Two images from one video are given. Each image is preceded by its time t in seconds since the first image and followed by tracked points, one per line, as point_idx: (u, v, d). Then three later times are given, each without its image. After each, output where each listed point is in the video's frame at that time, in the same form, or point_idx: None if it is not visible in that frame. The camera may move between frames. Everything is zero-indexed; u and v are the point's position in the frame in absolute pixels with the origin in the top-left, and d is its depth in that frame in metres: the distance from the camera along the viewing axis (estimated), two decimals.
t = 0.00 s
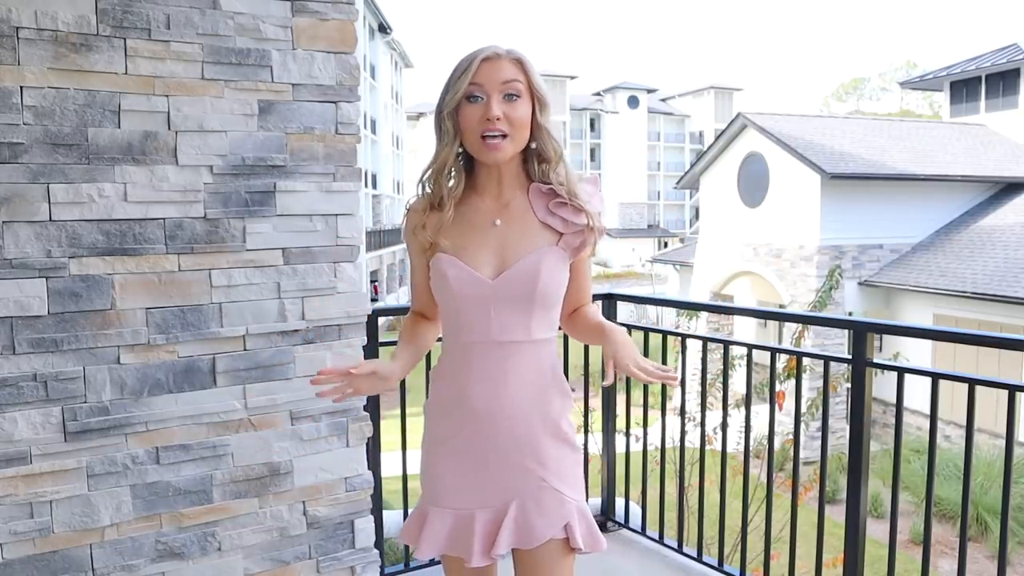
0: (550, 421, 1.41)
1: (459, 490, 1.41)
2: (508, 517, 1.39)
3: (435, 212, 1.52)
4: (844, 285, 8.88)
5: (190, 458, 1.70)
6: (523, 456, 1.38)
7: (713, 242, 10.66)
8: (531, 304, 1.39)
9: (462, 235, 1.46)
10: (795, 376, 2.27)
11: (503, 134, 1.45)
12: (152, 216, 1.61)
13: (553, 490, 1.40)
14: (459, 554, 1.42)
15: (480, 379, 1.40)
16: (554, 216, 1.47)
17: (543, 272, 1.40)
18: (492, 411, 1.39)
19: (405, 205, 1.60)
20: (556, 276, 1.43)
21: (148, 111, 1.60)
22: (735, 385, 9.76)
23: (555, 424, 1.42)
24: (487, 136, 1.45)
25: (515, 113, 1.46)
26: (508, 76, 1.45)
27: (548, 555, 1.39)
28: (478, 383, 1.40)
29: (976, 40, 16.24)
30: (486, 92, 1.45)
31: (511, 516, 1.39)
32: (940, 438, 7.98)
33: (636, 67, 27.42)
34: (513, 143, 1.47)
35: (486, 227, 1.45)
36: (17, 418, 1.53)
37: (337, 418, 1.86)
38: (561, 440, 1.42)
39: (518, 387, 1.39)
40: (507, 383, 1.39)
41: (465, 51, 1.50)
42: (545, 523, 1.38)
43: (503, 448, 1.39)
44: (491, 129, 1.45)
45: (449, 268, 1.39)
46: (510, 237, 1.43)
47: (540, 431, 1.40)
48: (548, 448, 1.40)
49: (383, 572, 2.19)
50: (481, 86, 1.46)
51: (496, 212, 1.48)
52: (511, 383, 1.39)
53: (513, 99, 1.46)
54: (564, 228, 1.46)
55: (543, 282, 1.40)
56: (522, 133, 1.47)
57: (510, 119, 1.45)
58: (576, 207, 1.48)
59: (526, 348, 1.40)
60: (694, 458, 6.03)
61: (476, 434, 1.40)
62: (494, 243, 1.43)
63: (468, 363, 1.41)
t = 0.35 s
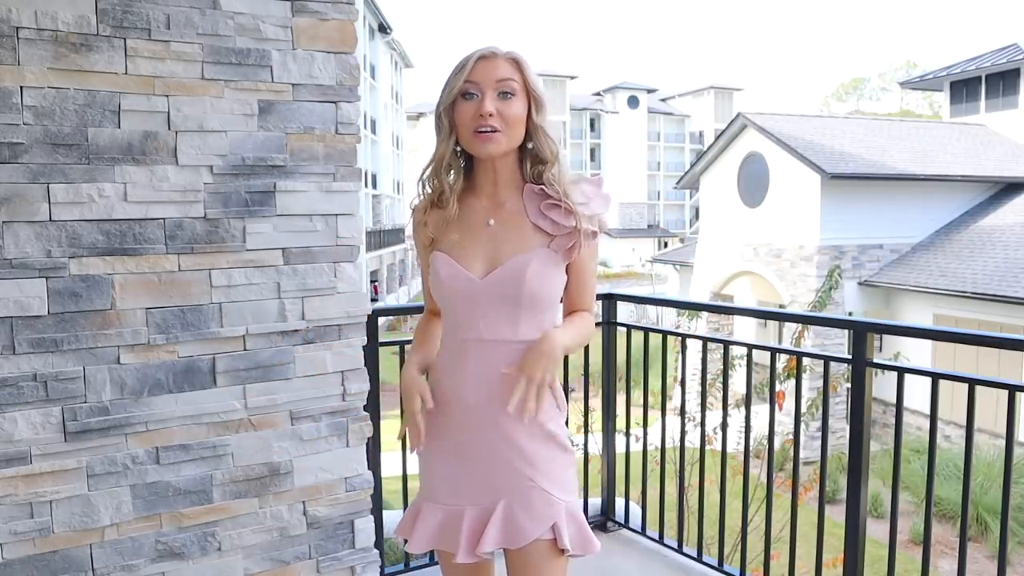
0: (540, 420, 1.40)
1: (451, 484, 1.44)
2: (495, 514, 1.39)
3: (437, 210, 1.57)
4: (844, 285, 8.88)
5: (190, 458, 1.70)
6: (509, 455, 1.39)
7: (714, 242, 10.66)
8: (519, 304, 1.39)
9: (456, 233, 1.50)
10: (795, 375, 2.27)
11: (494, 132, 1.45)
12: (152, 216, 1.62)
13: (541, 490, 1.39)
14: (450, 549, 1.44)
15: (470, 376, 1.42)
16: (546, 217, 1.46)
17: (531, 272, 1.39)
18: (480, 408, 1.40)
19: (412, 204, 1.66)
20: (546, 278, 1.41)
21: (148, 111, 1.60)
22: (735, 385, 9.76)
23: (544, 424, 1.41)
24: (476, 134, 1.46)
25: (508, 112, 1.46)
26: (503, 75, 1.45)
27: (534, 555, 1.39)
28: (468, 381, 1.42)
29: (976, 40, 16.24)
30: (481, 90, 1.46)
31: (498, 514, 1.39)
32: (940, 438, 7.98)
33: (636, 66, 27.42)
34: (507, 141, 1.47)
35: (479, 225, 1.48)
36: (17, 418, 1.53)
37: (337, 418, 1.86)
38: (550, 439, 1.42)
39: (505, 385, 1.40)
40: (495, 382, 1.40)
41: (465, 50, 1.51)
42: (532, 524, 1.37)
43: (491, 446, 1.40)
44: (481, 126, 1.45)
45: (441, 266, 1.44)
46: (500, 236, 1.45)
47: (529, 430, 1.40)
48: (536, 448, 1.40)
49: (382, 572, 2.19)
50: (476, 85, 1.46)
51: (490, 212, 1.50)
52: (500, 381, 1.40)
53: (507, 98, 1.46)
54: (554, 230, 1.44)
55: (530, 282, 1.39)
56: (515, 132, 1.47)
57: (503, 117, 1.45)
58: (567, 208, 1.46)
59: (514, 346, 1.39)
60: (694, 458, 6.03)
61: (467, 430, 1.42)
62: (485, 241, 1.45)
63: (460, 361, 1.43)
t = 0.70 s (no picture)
0: (538, 419, 1.41)
1: (450, 484, 1.44)
2: (493, 514, 1.40)
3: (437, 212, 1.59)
4: (844, 285, 8.88)
5: (190, 458, 1.70)
6: (507, 455, 1.39)
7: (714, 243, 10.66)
8: (514, 303, 1.39)
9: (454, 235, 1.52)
10: (796, 375, 2.27)
11: (490, 134, 1.46)
12: (152, 216, 1.62)
13: (539, 489, 1.39)
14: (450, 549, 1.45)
15: (469, 375, 1.43)
16: (541, 219, 1.46)
17: (526, 273, 1.39)
18: (478, 408, 1.41)
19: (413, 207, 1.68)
20: (540, 278, 1.41)
21: (148, 111, 1.60)
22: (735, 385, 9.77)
23: (544, 423, 1.41)
24: (473, 137, 1.47)
25: (504, 115, 1.47)
26: (500, 79, 1.47)
27: (533, 555, 1.39)
28: (466, 379, 1.43)
29: (975, 39, 16.32)
30: (478, 93, 1.47)
31: (497, 513, 1.40)
32: (940, 438, 7.99)
33: (636, 66, 27.42)
34: (504, 144, 1.48)
35: (475, 226, 1.50)
36: (17, 418, 1.53)
37: (337, 418, 1.86)
38: (550, 439, 1.42)
39: (503, 384, 1.40)
40: (493, 381, 1.41)
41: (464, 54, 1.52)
42: (529, 524, 1.38)
43: (488, 445, 1.40)
44: (478, 129, 1.46)
45: (437, 267, 1.46)
46: (495, 237, 1.46)
47: (527, 429, 1.40)
48: (534, 447, 1.40)
49: (383, 572, 2.18)
50: (473, 89, 1.47)
51: (486, 213, 1.52)
52: (498, 380, 1.41)
53: (504, 102, 1.47)
54: (549, 229, 1.45)
55: (524, 282, 1.39)
56: (512, 136, 1.48)
57: (499, 120, 1.46)
58: (560, 208, 1.46)
59: (510, 345, 1.40)
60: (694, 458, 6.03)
61: (465, 430, 1.42)
62: (480, 242, 1.47)
63: (459, 359, 1.44)
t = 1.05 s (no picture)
0: (544, 420, 1.49)
1: (458, 488, 1.50)
2: (504, 515, 1.46)
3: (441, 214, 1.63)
4: (844, 285, 8.87)
5: (190, 458, 1.70)
6: (517, 457, 1.46)
7: (714, 243, 10.67)
8: (524, 307, 1.48)
9: (461, 237, 1.56)
10: (796, 375, 2.27)
11: (502, 140, 1.53)
12: (152, 216, 1.62)
13: (548, 489, 1.47)
14: (459, 552, 1.50)
15: (476, 381, 1.49)
16: (549, 223, 1.56)
17: (538, 277, 1.48)
18: (488, 413, 1.48)
19: (411, 208, 1.71)
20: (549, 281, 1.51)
21: (148, 111, 1.60)
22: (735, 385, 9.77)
23: (549, 425, 1.50)
24: (485, 142, 1.54)
25: (515, 120, 1.54)
26: (510, 85, 1.53)
27: (542, 551, 1.46)
28: (476, 385, 1.49)
29: (975, 39, 16.32)
30: (488, 99, 1.53)
31: (507, 515, 1.46)
32: (940, 438, 7.99)
33: (636, 66, 27.42)
34: (513, 149, 1.55)
35: (484, 230, 1.56)
36: (17, 418, 1.53)
37: (337, 418, 1.86)
38: (555, 439, 1.50)
39: (511, 388, 1.48)
40: (502, 386, 1.48)
41: (471, 58, 1.58)
42: (540, 522, 1.45)
43: (498, 447, 1.47)
44: (491, 135, 1.53)
45: (446, 271, 1.50)
46: (504, 241, 1.53)
47: (535, 429, 1.48)
48: (542, 447, 1.48)
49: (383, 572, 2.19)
50: (483, 94, 1.54)
51: (493, 217, 1.59)
52: (508, 383, 1.48)
53: (513, 107, 1.54)
54: (559, 235, 1.56)
55: (538, 287, 1.48)
56: (520, 140, 1.56)
57: (510, 126, 1.54)
58: (568, 212, 1.56)
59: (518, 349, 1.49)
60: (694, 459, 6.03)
61: (474, 433, 1.49)
62: (489, 247, 1.53)
63: (467, 366, 1.51)
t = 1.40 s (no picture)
0: (547, 438, 1.51)
1: (466, 508, 1.51)
2: (512, 529, 1.47)
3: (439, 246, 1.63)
4: (844, 285, 8.87)
5: (190, 458, 1.70)
6: (522, 474, 1.48)
7: (714, 243, 10.67)
8: (525, 333, 1.50)
9: (460, 269, 1.57)
10: (796, 375, 2.27)
11: (500, 176, 1.55)
12: (152, 216, 1.61)
13: (554, 501, 1.48)
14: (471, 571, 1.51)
15: (478, 405, 1.50)
16: (546, 252, 1.59)
17: (539, 305, 1.50)
18: (492, 434, 1.49)
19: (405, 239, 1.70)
20: (549, 307, 1.53)
21: (148, 111, 1.59)
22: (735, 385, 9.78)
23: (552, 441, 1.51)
24: (483, 179, 1.56)
25: (511, 155, 1.56)
26: (506, 121, 1.56)
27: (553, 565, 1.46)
28: (479, 409, 1.50)
29: (975, 39, 16.33)
30: (485, 135, 1.56)
31: (517, 531, 1.47)
32: (940, 438, 7.99)
33: (636, 66, 27.41)
34: (510, 183, 1.58)
35: (484, 262, 1.58)
36: (17, 418, 1.53)
37: (337, 418, 1.86)
38: (558, 455, 1.52)
39: (514, 410, 1.50)
40: (506, 408, 1.50)
41: (466, 93, 1.59)
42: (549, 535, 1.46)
43: (504, 466, 1.48)
44: (489, 171, 1.55)
45: (447, 304, 1.51)
46: (503, 271, 1.55)
47: (541, 446, 1.49)
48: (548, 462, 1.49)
49: (382, 572, 2.19)
50: (480, 130, 1.56)
51: (491, 248, 1.60)
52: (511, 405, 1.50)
53: (510, 143, 1.57)
54: (556, 263, 1.58)
55: (539, 314, 1.50)
56: (517, 174, 1.58)
57: (507, 161, 1.56)
58: (565, 242, 1.59)
59: (519, 373, 1.50)
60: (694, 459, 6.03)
61: (479, 455, 1.50)
62: (489, 277, 1.55)
63: (469, 391, 1.51)
